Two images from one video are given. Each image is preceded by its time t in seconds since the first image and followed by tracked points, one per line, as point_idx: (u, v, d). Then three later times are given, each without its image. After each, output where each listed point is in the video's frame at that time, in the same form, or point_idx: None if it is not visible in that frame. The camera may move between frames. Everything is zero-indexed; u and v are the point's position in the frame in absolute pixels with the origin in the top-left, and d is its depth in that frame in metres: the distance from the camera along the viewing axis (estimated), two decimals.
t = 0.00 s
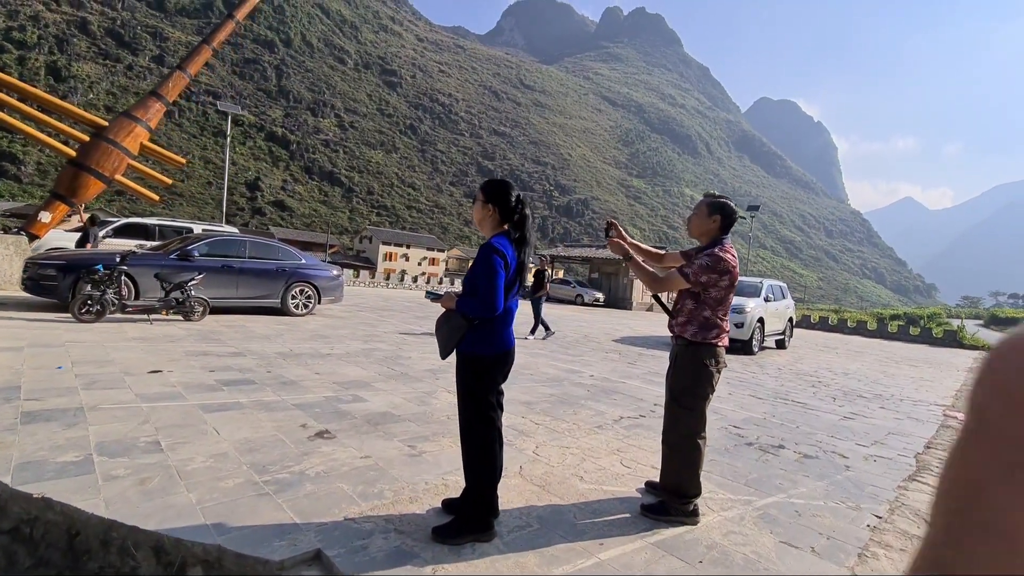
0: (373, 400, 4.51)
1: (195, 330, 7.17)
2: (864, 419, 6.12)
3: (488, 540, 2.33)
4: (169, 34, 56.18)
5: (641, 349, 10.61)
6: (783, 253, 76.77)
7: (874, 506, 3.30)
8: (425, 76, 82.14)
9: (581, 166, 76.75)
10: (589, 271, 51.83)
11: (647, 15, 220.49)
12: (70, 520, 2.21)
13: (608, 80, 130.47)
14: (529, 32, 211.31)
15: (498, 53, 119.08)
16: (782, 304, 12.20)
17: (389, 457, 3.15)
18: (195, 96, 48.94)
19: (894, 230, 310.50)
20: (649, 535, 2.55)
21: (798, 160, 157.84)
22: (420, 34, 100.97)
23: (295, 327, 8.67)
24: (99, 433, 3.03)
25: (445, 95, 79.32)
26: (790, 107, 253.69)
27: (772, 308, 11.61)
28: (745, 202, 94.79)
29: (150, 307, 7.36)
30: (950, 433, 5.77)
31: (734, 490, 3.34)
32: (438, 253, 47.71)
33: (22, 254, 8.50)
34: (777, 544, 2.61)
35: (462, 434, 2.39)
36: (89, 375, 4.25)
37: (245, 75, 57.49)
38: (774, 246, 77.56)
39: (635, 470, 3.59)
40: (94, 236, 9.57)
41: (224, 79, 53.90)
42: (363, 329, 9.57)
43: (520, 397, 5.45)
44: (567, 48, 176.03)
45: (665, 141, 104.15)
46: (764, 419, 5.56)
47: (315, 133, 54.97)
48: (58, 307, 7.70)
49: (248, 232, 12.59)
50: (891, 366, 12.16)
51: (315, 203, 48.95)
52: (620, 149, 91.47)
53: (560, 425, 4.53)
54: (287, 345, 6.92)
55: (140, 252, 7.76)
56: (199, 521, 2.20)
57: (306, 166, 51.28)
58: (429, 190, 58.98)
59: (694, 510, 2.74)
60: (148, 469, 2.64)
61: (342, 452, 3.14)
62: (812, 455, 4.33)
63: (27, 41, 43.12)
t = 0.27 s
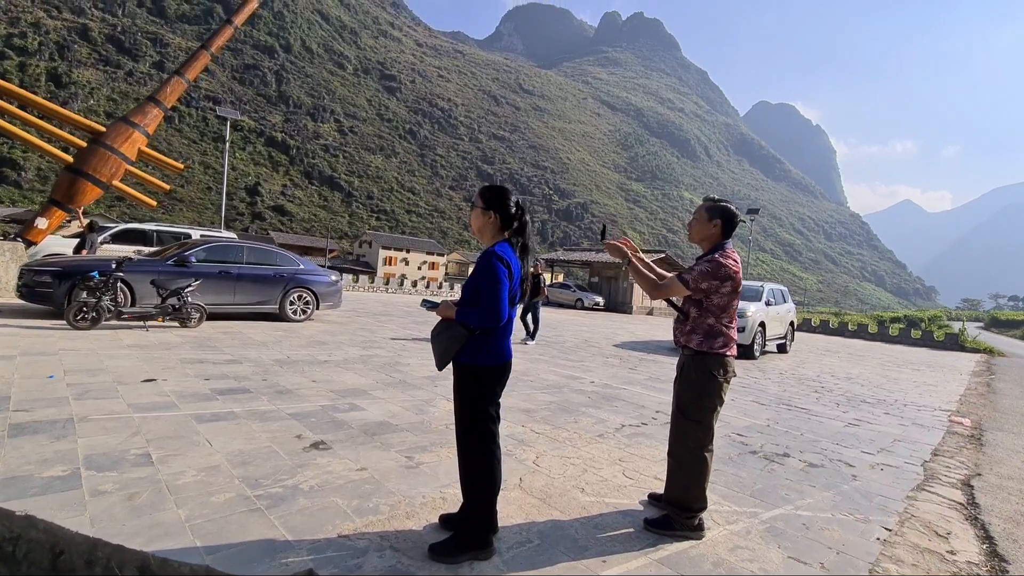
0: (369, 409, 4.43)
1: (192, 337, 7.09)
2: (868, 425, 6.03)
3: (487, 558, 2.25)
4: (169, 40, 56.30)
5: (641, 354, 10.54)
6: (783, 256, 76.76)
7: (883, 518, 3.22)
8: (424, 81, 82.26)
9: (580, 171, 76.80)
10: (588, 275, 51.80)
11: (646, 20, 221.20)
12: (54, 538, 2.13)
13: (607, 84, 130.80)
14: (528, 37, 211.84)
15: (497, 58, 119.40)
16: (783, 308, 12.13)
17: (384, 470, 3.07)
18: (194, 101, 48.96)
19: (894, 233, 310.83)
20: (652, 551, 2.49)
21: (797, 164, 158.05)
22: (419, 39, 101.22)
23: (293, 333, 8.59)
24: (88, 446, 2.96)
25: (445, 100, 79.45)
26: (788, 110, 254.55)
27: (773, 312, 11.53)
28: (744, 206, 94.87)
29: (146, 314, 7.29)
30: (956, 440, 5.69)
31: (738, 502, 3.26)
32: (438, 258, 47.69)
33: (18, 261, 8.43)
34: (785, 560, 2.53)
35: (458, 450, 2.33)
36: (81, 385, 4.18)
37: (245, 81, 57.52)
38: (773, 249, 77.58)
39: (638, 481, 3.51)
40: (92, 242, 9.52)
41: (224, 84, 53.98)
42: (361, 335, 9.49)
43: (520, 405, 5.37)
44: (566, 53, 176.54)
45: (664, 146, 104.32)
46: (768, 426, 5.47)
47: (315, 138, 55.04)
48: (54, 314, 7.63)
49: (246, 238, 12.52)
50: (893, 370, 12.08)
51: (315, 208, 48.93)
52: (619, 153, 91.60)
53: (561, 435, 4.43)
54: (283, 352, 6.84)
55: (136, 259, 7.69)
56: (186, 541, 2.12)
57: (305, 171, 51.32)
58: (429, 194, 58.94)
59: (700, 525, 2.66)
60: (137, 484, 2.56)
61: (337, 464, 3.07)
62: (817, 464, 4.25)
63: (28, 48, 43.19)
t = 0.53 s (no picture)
0: (364, 417, 4.36)
1: (185, 348, 7.00)
2: (870, 420, 5.97)
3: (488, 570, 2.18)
4: (160, 50, 56.09)
5: (640, 354, 10.47)
6: (779, 251, 76.86)
7: (889, 516, 3.16)
8: (417, 85, 82.22)
9: (575, 171, 76.80)
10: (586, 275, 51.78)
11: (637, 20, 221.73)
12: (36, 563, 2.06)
13: (600, 85, 130.98)
14: (519, 39, 212.15)
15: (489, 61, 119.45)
16: (781, 303, 12.07)
17: (380, 481, 3.00)
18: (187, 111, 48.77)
19: (888, 225, 311.92)
20: (655, 559, 2.43)
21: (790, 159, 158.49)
22: (411, 44, 101.13)
23: (288, 341, 8.51)
24: (74, 464, 2.89)
25: (438, 103, 79.40)
26: (780, 106, 255.22)
27: (770, 308, 11.49)
28: (739, 202, 95.03)
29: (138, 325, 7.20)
30: (960, 433, 5.63)
31: (741, 503, 3.20)
32: (434, 261, 47.61)
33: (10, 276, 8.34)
34: (793, 564, 2.46)
35: (455, 460, 2.27)
36: (70, 401, 4.09)
37: (238, 89, 57.29)
38: (770, 245, 77.69)
39: (640, 485, 3.43)
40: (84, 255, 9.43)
41: (215, 93, 53.80)
42: (358, 342, 9.40)
43: (518, 409, 5.30)
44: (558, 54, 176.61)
45: (658, 144, 104.48)
46: (769, 424, 5.41)
47: (308, 144, 54.92)
48: (45, 328, 7.54)
49: (240, 246, 12.41)
50: (892, 362, 12.05)
51: (311, 215, 48.80)
52: (613, 152, 91.66)
53: (560, 439, 4.36)
54: (278, 361, 6.76)
55: (128, 270, 7.61)
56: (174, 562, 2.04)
57: (300, 178, 51.21)
58: (424, 198, 58.81)
59: (704, 531, 2.60)
60: (125, 502, 2.49)
61: (331, 476, 3.00)
62: (821, 462, 4.19)
63: (18, 61, 42.95)
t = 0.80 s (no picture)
0: (348, 426, 4.26)
1: (163, 362, 6.83)
2: (856, 405, 6.00)
3: None
4: (132, 61, 55.07)
5: (628, 349, 10.48)
6: (761, 242, 77.79)
7: (878, 501, 3.15)
8: (396, 88, 81.75)
9: (557, 169, 76.89)
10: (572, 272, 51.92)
11: (612, 18, 222.69)
12: None
13: (579, 82, 131.33)
14: (496, 40, 211.83)
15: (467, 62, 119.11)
16: (765, 293, 12.14)
17: (363, 491, 2.92)
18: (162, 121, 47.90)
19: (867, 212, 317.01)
20: (646, 556, 2.39)
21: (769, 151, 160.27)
22: (388, 47, 100.43)
23: (271, 352, 8.36)
24: (42, 489, 2.78)
25: (418, 106, 78.98)
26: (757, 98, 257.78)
27: (755, 297, 11.55)
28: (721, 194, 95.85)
29: (115, 341, 7.00)
30: (945, 414, 5.68)
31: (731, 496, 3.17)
32: (420, 264, 47.37)
33: None
34: (784, 555, 2.44)
35: (436, 468, 2.20)
36: (40, 422, 3.93)
37: (213, 97, 56.40)
38: (752, 236, 78.56)
39: (630, 482, 3.38)
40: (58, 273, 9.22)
41: (191, 102, 52.94)
42: (343, 349, 9.27)
43: (506, 410, 5.24)
44: (537, 53, 176.62)
45: (639, 140, 105.03)
46: (758, 413, 5.41)
47: (288, 152, 54.33)
48: (16, 349, 7.30)
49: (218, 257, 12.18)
50: (876, 347, 12.20)
51: (293, 222, 48.26)
52: (595, 149, 91.99)
53: (549, 437, 4.32)
54: (259, 372, 6.63)
55: (101, 286, 7.43)
56: None
57: (281, 185, 50.64)
58: (408, 202, 58.51)
59: (694, 525, 2.57)
60: (93, 526, 2.38)
61: (313, 488, 2.92)
62: (811, 450, 4.18)
63: None
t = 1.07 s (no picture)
0: (327, 435, 4.18)
1: (139, 374, 6.67)
2: (839, 400, 6.03)
3: None
4: (109, 67, 54.21)
5: (614, 350, 10.47)
6: (746, 240, 78.49)
7: (859, 496, 3.14)
8: (379, 92, 81.36)
9: (543, 171, 76.99)
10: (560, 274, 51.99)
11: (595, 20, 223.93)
12: None
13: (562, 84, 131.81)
14: (480, 43, 212.02)
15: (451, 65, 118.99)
16: (749, 290, 12.21)
17: (340, 502, 2.85)
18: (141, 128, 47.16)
19: (848, 208, 321.46)
20: (626, 563, 2.35)
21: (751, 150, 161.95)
22: (370, 51, 100.04)
23: (252, 360, 8.23)
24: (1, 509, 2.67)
25: (401, 109, 78.70)
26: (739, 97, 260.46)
27: (739, 295, 11.61)
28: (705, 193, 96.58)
29: (89, 353, 6.84)
30: (925, 407, 5.72)
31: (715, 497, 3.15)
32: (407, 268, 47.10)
33: None
34: (765, 555, 2.41)
35: (412, 477, 2.15)
36: (6, 439, 3.82)
37: (193, 103, 55.68)
38: (737, 234, 79.23)
39: (614, 485, 3.34)
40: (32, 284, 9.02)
41: (170, 108, 52.22)
42: (326, 356, 9.15)
43: (490, 415, 5.19)
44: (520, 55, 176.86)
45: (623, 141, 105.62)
46: (741, 411, 5.41)
47: (271, 157, 53.79)
48: None
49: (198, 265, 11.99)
50: (859, 341, 12.32)
51: (278, 228, 47.78)
52: (579, 151, 92.30)
53: (532, 442, 4.28)
54: (238, 381, 6.50)
55: (74, 297, 7.26)
56: None
57: (264, 191, 50.11)
58: (393, 206, 58.18)
59: (676, 528, 2.54)
60: (54, 549, 2.29)
61: (288, 501, 2.84)
62: (793, 447, 4.18)
63: None
